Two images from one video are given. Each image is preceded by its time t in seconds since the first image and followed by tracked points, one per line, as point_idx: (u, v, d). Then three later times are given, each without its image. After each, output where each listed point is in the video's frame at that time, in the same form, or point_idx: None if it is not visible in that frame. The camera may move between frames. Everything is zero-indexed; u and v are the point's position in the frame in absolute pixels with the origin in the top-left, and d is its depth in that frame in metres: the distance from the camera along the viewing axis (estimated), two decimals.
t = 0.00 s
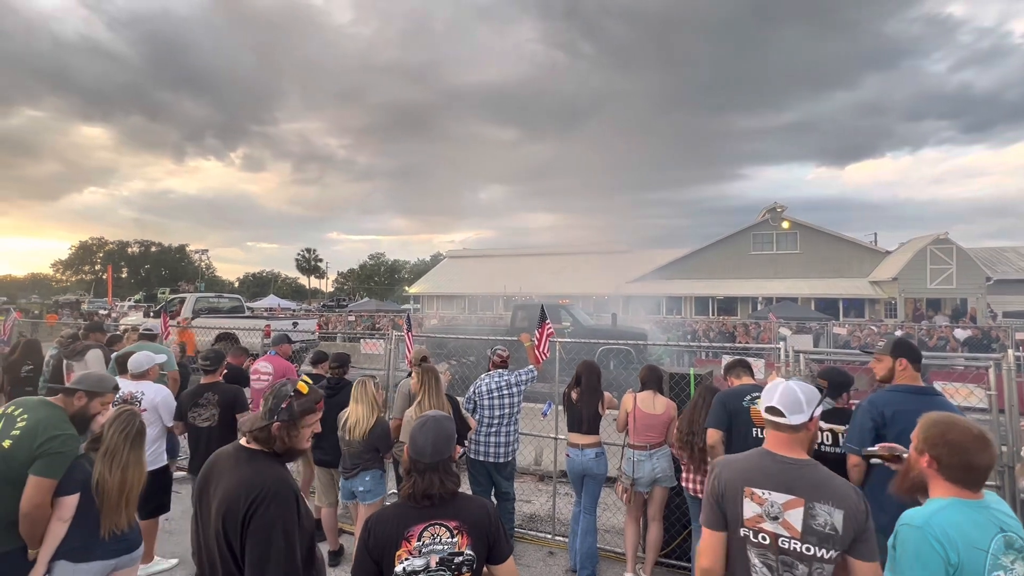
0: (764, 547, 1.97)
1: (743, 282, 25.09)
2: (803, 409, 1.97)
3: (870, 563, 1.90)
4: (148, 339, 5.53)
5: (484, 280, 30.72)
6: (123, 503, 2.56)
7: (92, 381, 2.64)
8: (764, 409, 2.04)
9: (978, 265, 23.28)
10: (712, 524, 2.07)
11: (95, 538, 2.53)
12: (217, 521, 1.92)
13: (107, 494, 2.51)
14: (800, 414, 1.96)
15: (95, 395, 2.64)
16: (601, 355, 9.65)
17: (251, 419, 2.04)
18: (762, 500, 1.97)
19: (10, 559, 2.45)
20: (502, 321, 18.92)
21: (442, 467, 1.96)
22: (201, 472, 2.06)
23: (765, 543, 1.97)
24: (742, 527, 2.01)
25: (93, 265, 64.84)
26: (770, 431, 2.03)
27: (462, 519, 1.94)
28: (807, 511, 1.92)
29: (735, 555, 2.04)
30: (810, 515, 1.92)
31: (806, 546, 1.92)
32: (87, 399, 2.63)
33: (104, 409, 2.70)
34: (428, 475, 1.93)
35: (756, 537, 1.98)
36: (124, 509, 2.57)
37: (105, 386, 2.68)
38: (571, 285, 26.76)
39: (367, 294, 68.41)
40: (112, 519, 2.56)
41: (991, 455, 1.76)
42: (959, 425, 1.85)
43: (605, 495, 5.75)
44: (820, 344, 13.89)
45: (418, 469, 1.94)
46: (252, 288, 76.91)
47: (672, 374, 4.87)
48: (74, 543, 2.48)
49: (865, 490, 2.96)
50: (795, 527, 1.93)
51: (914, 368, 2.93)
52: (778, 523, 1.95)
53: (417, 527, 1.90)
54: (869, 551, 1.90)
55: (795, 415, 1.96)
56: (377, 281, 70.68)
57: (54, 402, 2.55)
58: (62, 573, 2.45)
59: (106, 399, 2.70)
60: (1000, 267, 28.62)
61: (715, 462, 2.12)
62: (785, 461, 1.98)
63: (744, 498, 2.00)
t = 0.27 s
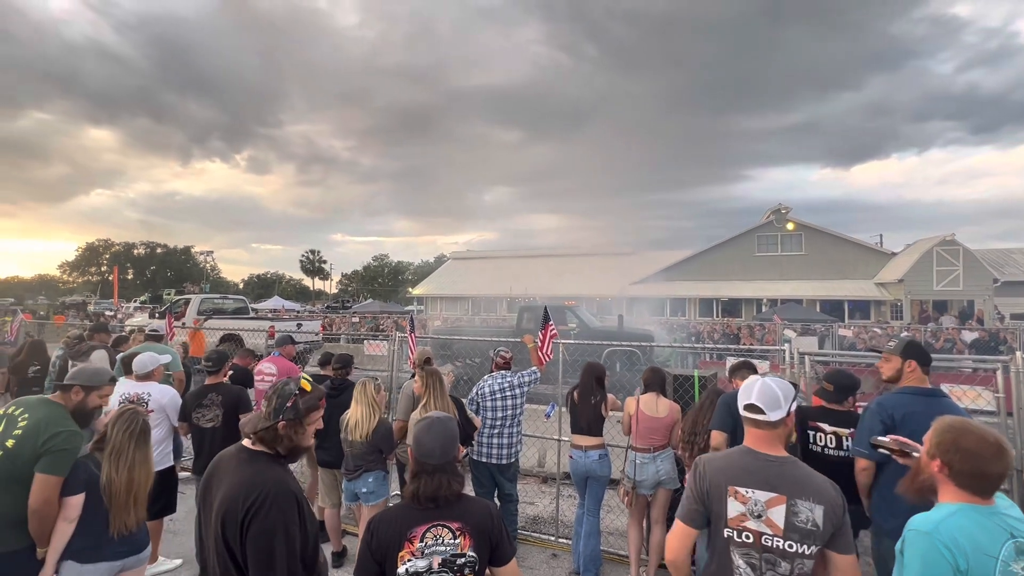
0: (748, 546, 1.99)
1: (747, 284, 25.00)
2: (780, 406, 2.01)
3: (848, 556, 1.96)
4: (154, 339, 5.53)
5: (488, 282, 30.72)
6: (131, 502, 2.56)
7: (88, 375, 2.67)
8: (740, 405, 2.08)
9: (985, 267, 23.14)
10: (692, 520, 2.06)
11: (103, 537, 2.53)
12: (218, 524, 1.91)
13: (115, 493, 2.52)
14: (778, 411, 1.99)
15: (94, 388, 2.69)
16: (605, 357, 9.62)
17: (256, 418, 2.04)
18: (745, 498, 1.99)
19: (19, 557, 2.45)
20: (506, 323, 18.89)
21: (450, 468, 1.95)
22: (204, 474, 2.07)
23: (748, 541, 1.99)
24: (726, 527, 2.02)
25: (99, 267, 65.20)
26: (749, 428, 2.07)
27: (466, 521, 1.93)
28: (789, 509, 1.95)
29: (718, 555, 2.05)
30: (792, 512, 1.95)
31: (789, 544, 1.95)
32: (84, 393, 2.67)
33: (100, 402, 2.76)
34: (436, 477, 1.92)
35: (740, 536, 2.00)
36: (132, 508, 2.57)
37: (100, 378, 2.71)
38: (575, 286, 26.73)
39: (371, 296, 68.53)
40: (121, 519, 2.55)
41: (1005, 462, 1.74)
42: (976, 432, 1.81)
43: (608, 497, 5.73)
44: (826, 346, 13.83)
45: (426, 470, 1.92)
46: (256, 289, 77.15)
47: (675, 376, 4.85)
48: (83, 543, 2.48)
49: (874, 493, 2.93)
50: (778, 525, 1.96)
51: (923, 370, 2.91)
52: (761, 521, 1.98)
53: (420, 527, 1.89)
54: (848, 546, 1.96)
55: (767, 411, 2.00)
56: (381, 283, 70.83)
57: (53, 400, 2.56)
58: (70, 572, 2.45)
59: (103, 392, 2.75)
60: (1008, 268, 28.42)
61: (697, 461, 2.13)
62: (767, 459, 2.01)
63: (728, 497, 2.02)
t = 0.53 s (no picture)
0: (734, 548, 1.98)
1: (754, 287, 24.89)
2: (769, 407, 1.98)
3: (835, 560, 1.94)
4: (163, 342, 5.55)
5: (493, 284, 30.74)
6: (135, 506, 2.53)
7: (88, 374, 2.65)
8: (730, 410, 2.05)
9: (995, 270, 22.94)
10: (681, 521, 2.05)
11: (108, 540, 2.53)
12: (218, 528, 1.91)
13: (118, 497, 2.49)
14: (767, 412, 1.97)
15: (94, 387, 2.67)
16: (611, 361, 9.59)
17: (254, 419, 2.06)
18: (733, 499, 1.98)
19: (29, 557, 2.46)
20: (511, 326, 18.88)
21: (460, 471, 1.94)
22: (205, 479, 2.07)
23: (734, 543, 1.98)
24: (713, 528, 2.01)
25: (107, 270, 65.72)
26: (737, 429, 2.05)
27: (472, 524, 1.91)
28: (775, 511, 1.94)
29: (704, 557, 2.04)
30: (778, 514, 1.94)
31: (775, 546, 1.94)
32: (86, 392, 2.66)
33: (102, 399, 2.74)
34: (448, 479, 1.90)
35: (727, 538, 1.99)
36: (136, 512, 2.53)
37: (99, 377, 2.69)
38: (580, 289, 26.71)
39: (376, 299, 68.73)
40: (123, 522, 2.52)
41: None
42: (996, 440, 1.76)
43: (615, 501, 5.70)
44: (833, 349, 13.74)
45: (439, 474, 1.91)
46: (263, 292, 77.55)
47: (682, 380, 4.82)
48: (87, 546, 2.48)
49: (885, 498, 2.89)
50: (764, 527, 1.95)
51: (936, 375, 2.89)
52: (748, 523, 1.97)
53: (428, 531, 1.88)
54: (834, 549, 1.95)
55: (748, 412, 1.99)
56: (386, 285, 71.05)
57: (56, 401, 2.58)
58: None
59: (104, 390, 2.73)
60: (1018, 272, 28.16)
61: (686, 461, 2.12)
62: (755, 461, 1.99)
63: (715, 499, 2.01)
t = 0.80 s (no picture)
0: (733, 549, 1.97)
1: (758, 287, 24.81)
2: (777, 408, 2.00)
3: (839, 560, 1.93)
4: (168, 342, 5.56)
5: (496, 285, 30.74)
6: (133, 507, 2.48)
7: (82, 371, 2.67)
8: (735, 413, 2.02)
9: (1001, 271, 22.80)
10: (679, 522, 2.03)
11: (106, 543, 2.49)
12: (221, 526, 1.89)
13: (116, 500, 2.45)
14: (776, 414, 1.98)
15: (89, 383, 2.70)
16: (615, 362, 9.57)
17: (253, 417, 2.05)
18: (732, 501, 1.97)
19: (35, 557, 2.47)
20: (515, 326, 18.89)
21: (466, 471, 1.93)
22: (202, 478, 2.04)
23: (733, 544, 1.97)
24: (711, 530, 2.00)
25: (112, 270, 65.99)
26: (736, 429, 2.04)
27: (478, 524, 1.91)
28: (775, 512, 1.93)
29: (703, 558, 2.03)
30: (777, 515, 1.93)
31: (775, 547, 1.93)
32: (81, 389, 2.70)
33: (99, 395, 2.78)
34: (455, 480, 1.90)
35: (725, 539, 1.98)
36: (133, 513, 2.48)
37: (95, 373, 2.72)
38: (584, 290, 26.69)
39: (379, 299, 68.84)
40: (121, 524, 2.48)
41: None
42: (1011, 442, 1.73)
43: (618, 502, 5.69)
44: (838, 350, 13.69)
45: (445, 475, 1.90)
46: (266, 292, 77.77)
47: (687, 381, 4.80)
48: (87, 547, 2.47)
49: (891, 500, 2.88)
50: (765, 528, 1.94)
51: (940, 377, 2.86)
52: (748, 524, 1.96)
53: (434, 531, 1.88)
54: (838, 549, 1.94)
55: (752, 412, 1.98)
56: (389, 286, 71.16)
57: (53, 399, 2.63)
58: None
59: (100, 386, 2.77)
60: None
61: (686, 462, 2.10)
62: (755, 463, 1.98)
63: (714, 500, 2.00)
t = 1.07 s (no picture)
0: (741, 550, 1.96)
1: (760, 288, 24.77)
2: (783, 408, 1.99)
3: (848, 557, 1.93)
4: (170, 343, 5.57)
5: (498, 285, 30.75)
6: (131, 509, 2.47)
7: (75, 368, 2.78)
8: (748, 414, 2.00)
9: (1005, 271, 22.72)
10: (686, 525, 2.02)
11: (106, 543, 2.49)
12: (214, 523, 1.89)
13: (114, 501, 2.44)
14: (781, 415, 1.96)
15: (84, 380, 2.81)
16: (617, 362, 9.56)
17: (250, 419, 2.03)
18: (740, 503, 1.96)
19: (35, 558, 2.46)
20: (516, 327, 18.88)
21: (466, 471, 1.93)
22: (191, 475, 2.02)
23: (742, 546, 1.96)
24: (720, 532, 1.98)
25: (115, 270, 66.19)
26: (743, 431, 2.03)
27: (480, 523, 1.91)
28: (783, 512, 1.92)
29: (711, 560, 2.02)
30: (787, 515, 1.92)
31: (785, 548, 1.92)
32: (74, 385, 2.79)
33: (92, 391, 2.88)
34: (453, 481, 1.90)
35: (733, 540, 1.97)
36: (131, 515, 2.47)
37: (88, 370, 2.83)
38: (585, 291, 26.70)
39: (381, 299, 68.97)
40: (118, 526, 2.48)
41: None
42: (1004, 437, 1.74)
43: (621, 503, 5.68)
44: (840, 351, 13.67)
45: (444, 475, 1.90)
46: (269, 292, 77.93)
47: (689, 382, 4.79)
48: (86, 547, 2.48)
49: (892, 502, 2.87)
50: (773, 529, 1.93)
51: (939, 378, 2.79)
52: (756, 525, 1.95)
53: (436, 530, 1.87)
54: (847, 546, 1.94)
55: (768, 411, 1.96)
56: (391, 286, 71.29)
57: (47, 396, 2.69)
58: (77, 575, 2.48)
59: (92, 382, 2.87)
60: None
61: (692, 464, 2.09)
62: (762, 463, 1.97)
63: (721, 502, 1.98)
